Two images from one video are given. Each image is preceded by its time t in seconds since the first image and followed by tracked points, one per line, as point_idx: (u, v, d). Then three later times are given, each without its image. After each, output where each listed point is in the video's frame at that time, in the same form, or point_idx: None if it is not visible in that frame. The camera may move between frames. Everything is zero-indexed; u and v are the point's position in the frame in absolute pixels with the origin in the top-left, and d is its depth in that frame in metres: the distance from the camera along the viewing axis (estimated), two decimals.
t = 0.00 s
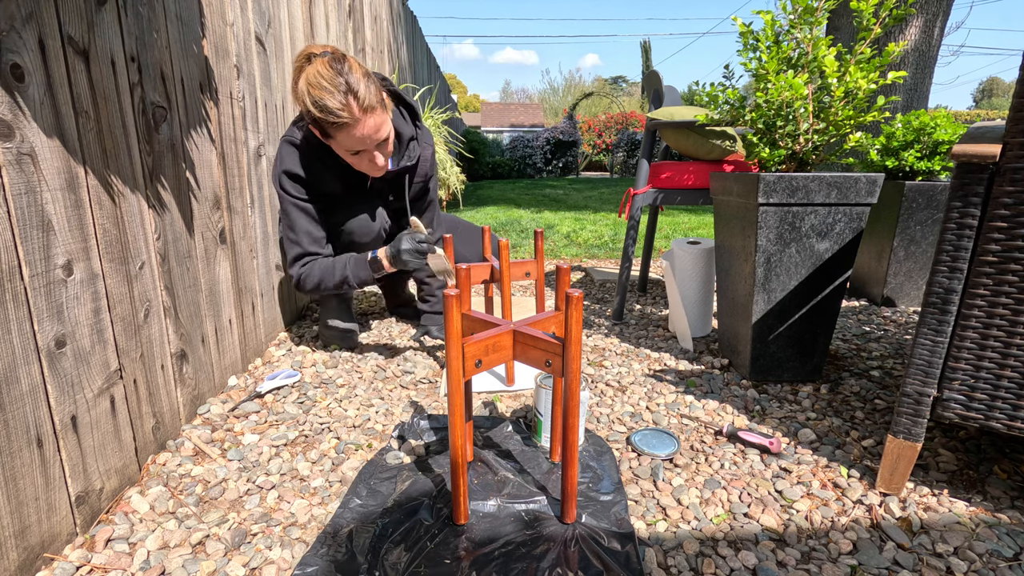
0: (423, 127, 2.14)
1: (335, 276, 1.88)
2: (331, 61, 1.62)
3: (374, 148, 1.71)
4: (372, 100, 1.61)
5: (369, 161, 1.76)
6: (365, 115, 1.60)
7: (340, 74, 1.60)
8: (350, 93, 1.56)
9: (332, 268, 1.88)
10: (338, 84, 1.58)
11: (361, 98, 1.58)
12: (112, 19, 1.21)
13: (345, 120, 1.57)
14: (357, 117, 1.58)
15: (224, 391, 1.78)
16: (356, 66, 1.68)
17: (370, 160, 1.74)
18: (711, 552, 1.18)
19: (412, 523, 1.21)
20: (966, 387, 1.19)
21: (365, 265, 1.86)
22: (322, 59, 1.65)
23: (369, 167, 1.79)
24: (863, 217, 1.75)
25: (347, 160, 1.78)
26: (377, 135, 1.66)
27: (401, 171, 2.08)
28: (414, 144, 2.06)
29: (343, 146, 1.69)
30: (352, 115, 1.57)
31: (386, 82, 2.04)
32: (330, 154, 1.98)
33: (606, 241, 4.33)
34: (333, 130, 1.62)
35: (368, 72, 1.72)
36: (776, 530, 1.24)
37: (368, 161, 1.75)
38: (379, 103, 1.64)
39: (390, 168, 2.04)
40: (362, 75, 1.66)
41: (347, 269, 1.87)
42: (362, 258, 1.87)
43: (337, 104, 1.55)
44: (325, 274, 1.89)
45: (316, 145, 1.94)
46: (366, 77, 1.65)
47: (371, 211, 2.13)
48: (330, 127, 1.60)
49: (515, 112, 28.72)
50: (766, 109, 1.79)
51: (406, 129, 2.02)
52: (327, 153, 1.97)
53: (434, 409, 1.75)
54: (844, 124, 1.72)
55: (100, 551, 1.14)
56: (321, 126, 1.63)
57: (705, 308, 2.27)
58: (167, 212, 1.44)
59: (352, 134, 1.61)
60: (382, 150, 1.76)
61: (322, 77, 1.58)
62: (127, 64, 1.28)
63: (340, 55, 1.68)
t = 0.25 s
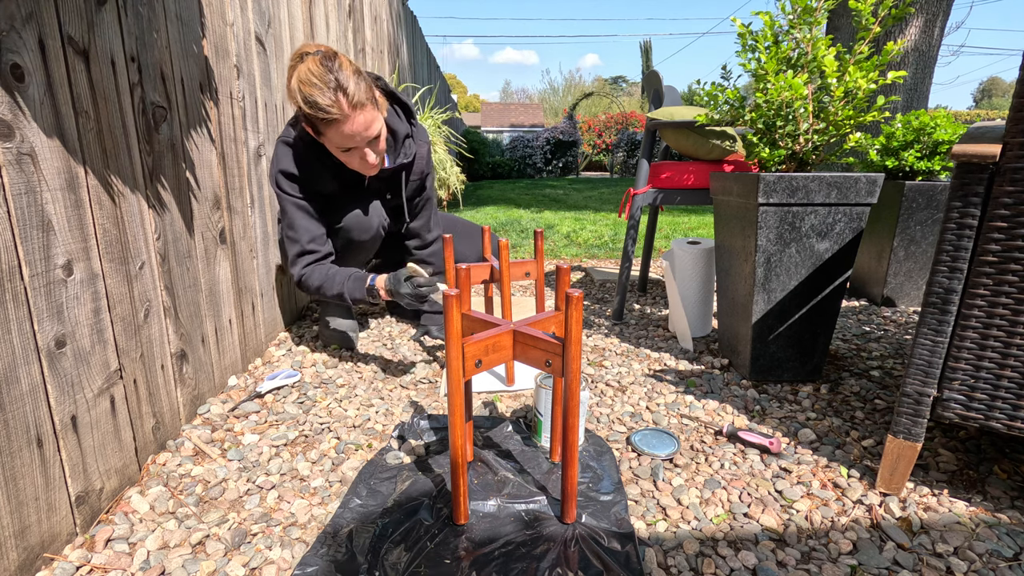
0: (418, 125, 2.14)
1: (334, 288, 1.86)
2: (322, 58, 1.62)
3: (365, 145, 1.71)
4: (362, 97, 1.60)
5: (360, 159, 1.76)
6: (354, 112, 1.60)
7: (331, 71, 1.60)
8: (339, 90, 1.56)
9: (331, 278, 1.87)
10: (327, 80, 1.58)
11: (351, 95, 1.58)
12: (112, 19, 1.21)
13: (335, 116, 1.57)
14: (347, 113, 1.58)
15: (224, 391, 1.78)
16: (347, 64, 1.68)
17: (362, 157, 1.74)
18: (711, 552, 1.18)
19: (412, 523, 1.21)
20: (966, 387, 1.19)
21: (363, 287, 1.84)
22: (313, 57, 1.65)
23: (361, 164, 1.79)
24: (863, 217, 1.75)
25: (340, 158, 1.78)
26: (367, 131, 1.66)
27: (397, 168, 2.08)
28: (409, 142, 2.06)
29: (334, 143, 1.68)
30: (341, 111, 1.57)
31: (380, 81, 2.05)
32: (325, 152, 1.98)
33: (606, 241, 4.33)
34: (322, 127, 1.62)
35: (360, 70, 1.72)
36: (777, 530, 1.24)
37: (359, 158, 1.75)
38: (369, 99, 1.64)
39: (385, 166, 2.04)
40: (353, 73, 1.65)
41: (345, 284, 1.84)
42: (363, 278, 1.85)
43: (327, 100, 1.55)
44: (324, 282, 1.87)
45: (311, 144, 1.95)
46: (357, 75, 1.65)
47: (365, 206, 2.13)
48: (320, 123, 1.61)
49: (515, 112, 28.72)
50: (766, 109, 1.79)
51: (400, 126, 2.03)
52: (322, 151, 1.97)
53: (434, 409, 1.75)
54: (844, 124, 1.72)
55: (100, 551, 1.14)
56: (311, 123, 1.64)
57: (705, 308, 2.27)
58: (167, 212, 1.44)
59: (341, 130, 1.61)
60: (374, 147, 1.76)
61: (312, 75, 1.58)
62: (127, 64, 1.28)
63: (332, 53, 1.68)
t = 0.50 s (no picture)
0: (420, 125, 2.13)
1: (340, 286, 1.85)
2: (325, 59, 1.63)
3: (371, 144, 1.71)
4: (367, 96, 1.61)
5: (367, 158, 1.75)
6: (360, 111, 1.60)
7: (335, 71, 1.60)
8: (344, 89, 1.57)
9: (336, 275, 1.86)
10: (332, 80, 1.58)
11: (356, 94, 1.58)
12: (112, 19, 1.21)
13: (340, 116, 1.57)
14: (353, 112, 1.58)
15: (224, 391, 1.78)
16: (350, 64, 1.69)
17: (368, 156, 1.74)
18: (711, 552, 1.18)
19: (412, 523, 1.21)
20: (966, 387, 1.19)
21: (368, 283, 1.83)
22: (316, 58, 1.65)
23: (367, 164, 1.79)
24: (863, 217, 1.75)
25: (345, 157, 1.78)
26: (373, 130, 1.65)
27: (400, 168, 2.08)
28: (412, 142, 2.06)
29: (340, 143, 1.69)
30: (347, 110, 1.57)
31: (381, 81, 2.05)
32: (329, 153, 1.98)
33: (606, 241, 4.33)
34: (329, 127, 1.63)
35: (363, 69, 1.72)
36: (776, 530, 1.24)
37: (365, 158, 1.75)
38: (373, 99, 1.64)
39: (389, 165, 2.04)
40: (357, 73, 1.66)
41: (350, 283, 1.83)
42: (366, 274, 1.84)
43: (333, 100, 1.56)
44: (330, 280, 1.86)
45: (315, 144, 1.95)
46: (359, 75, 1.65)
47: (370, 206, 2.14)
48: (326, 123, 1.61)
49: (515, 112, 28.72)
50: (766, 109, 1.79)
51: (403, 126, 2.02)
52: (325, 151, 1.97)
53: (434, 409, 1.75)
54: (844, 124, 1.72)
55: (101, 551, 1.14)
56: (317, 123, 1.64)
57: (705, 308, 2.27)
58: (167, 212, 1.44)
59: (347, 130, 1.61)
60: (380, 147, 1.76)
61: (317, 75, 1.58)
62: (127, 64, 1.28)
63: (335, 53, 1.68)
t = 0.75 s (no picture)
0: (420, 126, 2.13)
1: (347, 298, 1.89)
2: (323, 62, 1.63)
3: (371, 146, 1.71)
4: (365, 99, 1.61)
5: (367, 160, 1.75)
6: (359, 114, 1.60)
7: (333, 74, 1.60)
8: (343, 92, 1.57)
9: (342, 288, 1.89)
10: (330, 83, 1.58)
11: (354, 97, 1.59)
12: (112, 20, 1.21)
13: (340, 119, 1.57)
14: (352, 115, 1.58)
15: (224, 391, 1.78)
16: (347, 66, 1.68)
17: (368, 159, 1.75)
18: (711, 552, 1.18)
19: (412, 523, 1.21)
20: (966, 387, 1.19)
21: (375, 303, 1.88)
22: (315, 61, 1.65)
23: (367, 166, 1.79)
24: (863, 217, 1.75)
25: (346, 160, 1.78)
26: (372, 132, 1.66)
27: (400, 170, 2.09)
28: (413, 143, 2.06)
29: (341, 147, 1.69)
30: (346, 113, 1.57)
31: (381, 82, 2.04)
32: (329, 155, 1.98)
33: (606, 241, 4.33)
34: (328, 131, 1.62)
35: (362, 71, 1.72)
36: (776, 530, 1.24)
37: (365, 160, 1.75)
38: (372, 101, 1.65)
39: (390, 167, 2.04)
40: (355, 75, 1.66)
41: (357, 299, 1.88)
42: (377, 294, 1.89)
43: (332, 103, 1.55)
44: (335, 290, 1.90)
45: (315, 146, 1.94)
46: (359, 77, 1.65)
47: (370, 208, 2.15)
48: (326, 127, 1.61)
49: (515, 112, 28.71)
50: (766, 109, 1.79)
51: (403, 127, 2.02)
52: (325, 152, 1.97)
53: (434, 409, 1.75)
54: (844, 124, 1.72)
55: (100, 551, 1.14)
56: (316, 127, 1.64)
57: (705, 308, 2.27)
58: (167, 212, 1.44)
59: (346, 133, 1.61)
60: (380, 149, 1.76)
61: (316, 79, 1.58)
62: (127, 64, 1.28)
63: (333, 56, 1.68)
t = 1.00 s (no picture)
0: (421, 126, 2.13)
1: (351, 295, 1.87)
2: (325, 63, 1.62)
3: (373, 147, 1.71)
4: (367, 100, 1.61)
5: (369, 161, 1.75)
6: (361, 115, 1.60)
7: (335, 75, 1.60)
8: (345, 94, 1.57)
9: (347, 285, 1.87)
10: (331, 84, 1.58)
11: (356, 98, 1.59)
12: (112, 20, 1.21)
13: (342, 120, 1.57)
14: (354, 116, 1.58)
15: (224, 391, 1.78)
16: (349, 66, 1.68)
17: (371, 159, 1.75)
18: (711, 552, 1.18)
19: (412, 523, 1.21)
20: (966, 387, 1.19)
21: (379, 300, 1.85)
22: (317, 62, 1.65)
23: (370, 167, 1.79)
24: (863, 217, 1.75)
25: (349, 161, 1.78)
26: (375, 133, 1.66)
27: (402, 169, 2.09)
28: (414, 143, 2.06)
29: (343, 148, 1.69)
30: (348, 115, 1.57)
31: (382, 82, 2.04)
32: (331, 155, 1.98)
33: (606, 241, 4.33)
34: (331, 132, 1.62)
35: (363, 72, 1.72)
36: (776, 530, 1.24)
37: (368, 161, 1.75)
38: (374, 101, 1.65)
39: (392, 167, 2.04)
40: (356, 75, 1.66)
41: (362, 296, 1.86)
42: (382, 291, 1.87)
43: (334, 105, 1.55)
44: (340, 288, 1.88)
45: (317, 146, 1.94)
46: (359, 77, 1.65)
47: (372, 209, 2.14)
48: (328, 128, 1.61)
49: (515, 112, 28.72)
50: (766, 109, 1.79)
51: (405, 128, 2.02)
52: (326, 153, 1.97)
53: (434, 409, 1.75)
54: (844, 124, 1.72)
55: (100, 551, 1.14)
56: (319, 129, 1.64)
57: (705, 308, 2.27)
58: (167, 212, 1.44)
59: (349, 134, 1.61)
60: (382, 149, 1.76)
61: (317, 80, 1.58)
62: (127, 64, 1.28)
63: (334, 57, 1.68)
